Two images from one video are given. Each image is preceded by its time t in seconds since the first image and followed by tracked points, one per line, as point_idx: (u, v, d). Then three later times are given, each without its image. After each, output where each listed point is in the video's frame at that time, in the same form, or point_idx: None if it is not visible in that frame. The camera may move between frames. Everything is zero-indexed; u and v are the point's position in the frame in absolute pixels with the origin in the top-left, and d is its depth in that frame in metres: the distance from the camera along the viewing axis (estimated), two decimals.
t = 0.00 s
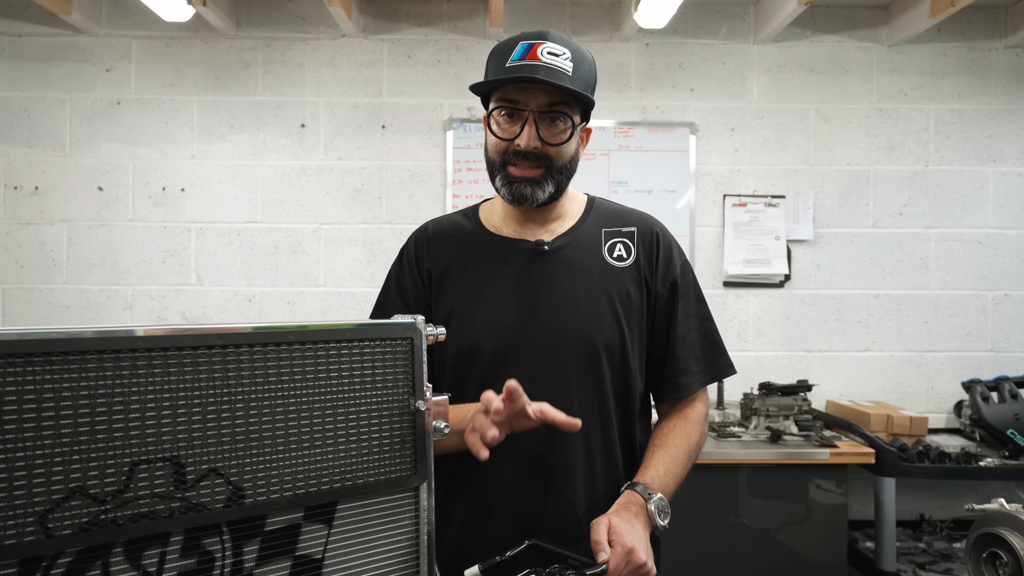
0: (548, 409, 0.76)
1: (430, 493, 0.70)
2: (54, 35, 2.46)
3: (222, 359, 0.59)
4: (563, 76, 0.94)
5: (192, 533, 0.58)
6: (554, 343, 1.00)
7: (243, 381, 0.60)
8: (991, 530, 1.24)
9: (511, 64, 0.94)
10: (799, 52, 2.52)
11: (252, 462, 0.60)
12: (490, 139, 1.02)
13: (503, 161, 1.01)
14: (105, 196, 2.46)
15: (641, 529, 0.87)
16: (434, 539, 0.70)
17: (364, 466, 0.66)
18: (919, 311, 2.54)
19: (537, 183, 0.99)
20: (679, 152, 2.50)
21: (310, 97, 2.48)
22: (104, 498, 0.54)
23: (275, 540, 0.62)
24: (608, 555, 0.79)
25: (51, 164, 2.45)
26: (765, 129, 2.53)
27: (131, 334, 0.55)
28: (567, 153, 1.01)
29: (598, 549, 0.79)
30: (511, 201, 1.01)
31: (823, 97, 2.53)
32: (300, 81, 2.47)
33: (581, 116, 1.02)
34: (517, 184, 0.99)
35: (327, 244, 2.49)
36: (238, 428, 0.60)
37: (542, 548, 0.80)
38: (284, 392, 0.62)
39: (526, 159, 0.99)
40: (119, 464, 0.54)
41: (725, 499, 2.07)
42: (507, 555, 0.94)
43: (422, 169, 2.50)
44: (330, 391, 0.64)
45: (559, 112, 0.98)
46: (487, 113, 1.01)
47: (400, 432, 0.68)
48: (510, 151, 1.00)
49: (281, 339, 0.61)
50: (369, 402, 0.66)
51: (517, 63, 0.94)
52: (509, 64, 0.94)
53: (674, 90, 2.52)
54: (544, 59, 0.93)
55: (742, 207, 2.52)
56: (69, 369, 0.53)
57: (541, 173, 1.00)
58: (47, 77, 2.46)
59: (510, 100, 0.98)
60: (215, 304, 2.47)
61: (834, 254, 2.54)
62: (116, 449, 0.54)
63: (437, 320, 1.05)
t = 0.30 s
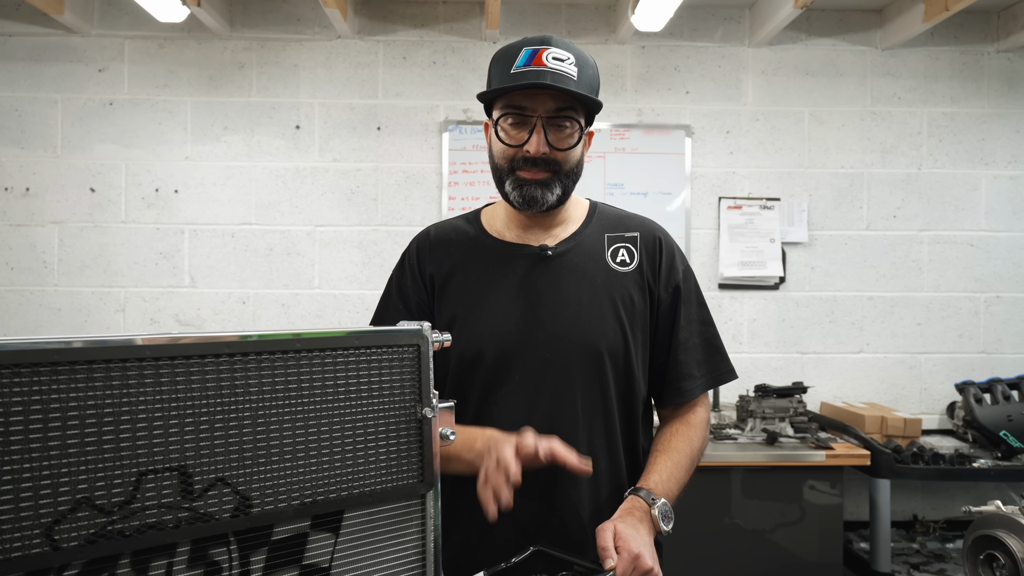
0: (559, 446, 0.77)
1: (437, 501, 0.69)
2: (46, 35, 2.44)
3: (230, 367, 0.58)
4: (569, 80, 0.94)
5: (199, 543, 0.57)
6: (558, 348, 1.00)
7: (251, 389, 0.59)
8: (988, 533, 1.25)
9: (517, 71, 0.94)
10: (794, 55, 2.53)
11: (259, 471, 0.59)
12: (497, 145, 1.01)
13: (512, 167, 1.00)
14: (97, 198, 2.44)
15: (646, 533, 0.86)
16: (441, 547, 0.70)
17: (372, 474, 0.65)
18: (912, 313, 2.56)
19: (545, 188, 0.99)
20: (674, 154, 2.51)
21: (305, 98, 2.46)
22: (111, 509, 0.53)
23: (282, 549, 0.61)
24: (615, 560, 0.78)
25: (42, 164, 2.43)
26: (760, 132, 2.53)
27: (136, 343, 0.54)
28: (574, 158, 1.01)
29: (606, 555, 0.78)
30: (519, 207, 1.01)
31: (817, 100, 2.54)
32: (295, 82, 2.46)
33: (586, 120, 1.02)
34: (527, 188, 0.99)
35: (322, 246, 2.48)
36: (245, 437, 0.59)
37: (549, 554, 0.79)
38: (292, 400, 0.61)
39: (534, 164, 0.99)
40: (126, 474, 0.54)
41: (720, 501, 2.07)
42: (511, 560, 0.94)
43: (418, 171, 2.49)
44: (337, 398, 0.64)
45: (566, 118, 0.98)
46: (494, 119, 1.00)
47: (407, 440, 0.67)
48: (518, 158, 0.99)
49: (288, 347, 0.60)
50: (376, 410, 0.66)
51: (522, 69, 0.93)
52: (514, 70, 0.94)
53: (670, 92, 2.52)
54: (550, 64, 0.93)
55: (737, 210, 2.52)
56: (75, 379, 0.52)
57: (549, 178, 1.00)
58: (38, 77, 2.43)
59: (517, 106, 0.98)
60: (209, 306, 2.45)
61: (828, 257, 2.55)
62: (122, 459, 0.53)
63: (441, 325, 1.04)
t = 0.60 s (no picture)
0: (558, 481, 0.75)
1: (440, 505, 0.69)
2: (32, 32, 2.40)
3: (233, 370, 0.58)
4: (568, 79, 0.94)
5: (201, 549, 0.56)
6: (558, 349, 0.99)
7: (253, 392, 0.58)
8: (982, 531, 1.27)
9: (516, 69, 0.93)
10: (785, 57, 2.55)
11: (263, 476, 0.58)
12: (497, 144, 1.01)
13: (513, 166, 1.00)
14: (84, 197, 2.41)
15: (646, 534, 0.86)
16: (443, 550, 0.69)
17: (374, 478, 0.64)
18: (901, 313, 2.58)
19: (547, 188, 0.99)
20: (666, 154, 2.51)
21: (295, 97, 2.45)
22: (112, 516, 0.52)
23: (285, 554, 0.61)
24: (619, 562, 0.77)
25: (27, 163, 2.39)
26: (751, 133, 2.54)
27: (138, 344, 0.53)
28: (575, 157, 1.01)
29: (610, 557, 0.77)
30: (521, 207, 1.00)
31: (808, 101, 2.55)
32: (286, 81, 2.44)
33: (585, 118, 1.01)
34: (528, 188, 0.99)
35: (313, 246, 2.46)
36: (247, 441, 0.58)
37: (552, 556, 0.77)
38: (295, 403, 0.60)
39: (536, 163, 0.98)
40: (127, 480, 0.53)
41: (712, 500, 2.08)
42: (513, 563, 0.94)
43: (409, 171, 2.48)
44: (340, 401, 0.63)
45: (566, 116, 0.98)
46: (493, 119, 1.00)
47: (410, 442, 0.67)
48: (520, 157, 0.99)
49: (292, 349, 0.59)
50: (379, 413, 0.65)
51: (521, 68, 0.93)
52: (513, 69, 0.94)
53: (662, 93, 2.53)
54: (549, 63, 0.92)
55: (729, 210, 2.53)
56: (75, 384, 0.51)
57: (550, 177, 0.99)
58: (23, 74, 2.40)
59: (517, 105, 0.97)
60: (198, 307, 2.43)
61: (818, 257, 2.56)
62: (123, 464, 0.52)
63: (439, 325, 1.04)
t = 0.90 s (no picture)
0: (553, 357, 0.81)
1: (444, 508, 0.68)
2: (18, 29, 2.37)
3: (238, 375, 0.57)
4: (563, 93, 0.93)
5: (206, 556, 0.55)
6: (558, 350, 0.99)
7: (258, 396, 0.58)
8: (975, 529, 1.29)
9: (511, 86, 0.93)
10: (776, 59, 2.56)
11: (268, 481, 0.58)
12: (496, 159, 1.01)
13: (513, 181, 1.00)
14: (72, 197, 2.38)
15: (650, 535, 0.86)
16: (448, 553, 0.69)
17: (379, 481, 0.64)
18: (891, 313, 2.60)
19: (548, 201, 0.99)
20: (659, 156, 2.52)
21: (287, 96, 2.43)
22: (117, 523, 0.51)
23: (290, 559, 0.60)
24: (624, 566, 0.77)
25: (14, 162, 2.36)
26: (743, 134, 2.56)
27: (142, 349, 0.52)
28: (574, 168, 1.01)
29: (616, 561, 0.77)
30: (524, 221, 1.01)
31: (799, 103, 2.57)
32: (277, 80, 2.43)
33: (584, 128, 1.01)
34: (530, 203, 0.99)
35: (305, 247, 2.45)
36: (252, 446, 0.57)
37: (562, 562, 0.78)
38: (299, 407, 0.60)
39: (536, 178, 0.99)
40: (132, 487, 0.52)
41: (704, 501, 2.08)
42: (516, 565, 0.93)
43: (402, 171, 2.47)
44: (345, 405, 0.62)
45: (563, 129, 0.97)
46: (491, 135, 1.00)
47: (415, 445, 0.66)
48: (520, 172, 0.99)
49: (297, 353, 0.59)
50: (384, 417, 0.64)
51: (516, 83, 0.93)
52: (508, 86, 0.93)
53: (654, 94, 2.53)
54: (543, 77, 0.92)
55: (721, 211, 2.55)
56: (78, 390, 0.50)
57: (551, 190, 1.00)
58: (9, 72, 2.36)
59: (515, 121, 0.97)
60: (189, 308, 2.41)
61: (810, 258, 2.58)
62: (127, 470, 0.52)
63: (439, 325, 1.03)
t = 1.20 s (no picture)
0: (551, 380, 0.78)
1: (450, 511, 0.68)
2: (7, 27, 2.34)
3: (247, 377, 0.56)
4: (563, 83, 0.93)
5: (215, 562, 0.55)
6: (561, 353, 0.99)
7: (268, 400, 0.57)
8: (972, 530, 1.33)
9: (510, 78, 0.93)
10: (770, 61, 2.57)
11: (276, 486, 0.57)
12: (496, 154, 1.01)
13: (514, 175, 0.99)
14: (63, 197, 2.35)
15: (654, 536, 0.86)
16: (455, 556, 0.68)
17: (386, 485, 0.63)
18: (883, 314, 2.62)
19: (549, 193, 0.99)
20: (653, 156, 2.53)
21: (280, 96, 2.42)
22: (126, 529, 0.50)
23: (298, 565, 0.59)
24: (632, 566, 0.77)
25: (3, 162, 2.33)
26: (737, 136, 2.57)
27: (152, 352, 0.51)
28: (574, 160, 1.01)
29: (625, 562, 0.77)
30: (526, 215, 1.00)
31: (792, 105, 2.58)
32: (270, 80, 2.41)
33: (583, 120, 1.01)
34: (531, 194, 0.98)
35: (298, 248, 2.44)
36: (261, 450, 0.57)
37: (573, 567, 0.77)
38: (307, 410, 0.59)
39: (537, 170, 0.98)
40: (141, 492, 0.51)
41: (699, 501, 2.09)
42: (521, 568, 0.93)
43: (396, 172, 2.46)
44: (353, 408, 0.62)
45: (563, 120, 0.98)
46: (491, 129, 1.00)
47: (421, 449, 0.67)
48: (520, 165, 0.99)
49: (306, 355, 0.59)
50: (391, 420, 0.64)
51: (515, 76, 0.93)
52: (507, 78, 0.93)
53: (649, 95, 2.54)
54: (542, 69, 0.92)
55: (715, 212, 2.55)
56: (89, 394, 0.49)
57: (552, 182, 0.99)
58: None
59: (514, 113, 0.97)
60: (181, 309, 2.39)
61: (803, 259, 2.59)
62: (136, 475, 0.51)
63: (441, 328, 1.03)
